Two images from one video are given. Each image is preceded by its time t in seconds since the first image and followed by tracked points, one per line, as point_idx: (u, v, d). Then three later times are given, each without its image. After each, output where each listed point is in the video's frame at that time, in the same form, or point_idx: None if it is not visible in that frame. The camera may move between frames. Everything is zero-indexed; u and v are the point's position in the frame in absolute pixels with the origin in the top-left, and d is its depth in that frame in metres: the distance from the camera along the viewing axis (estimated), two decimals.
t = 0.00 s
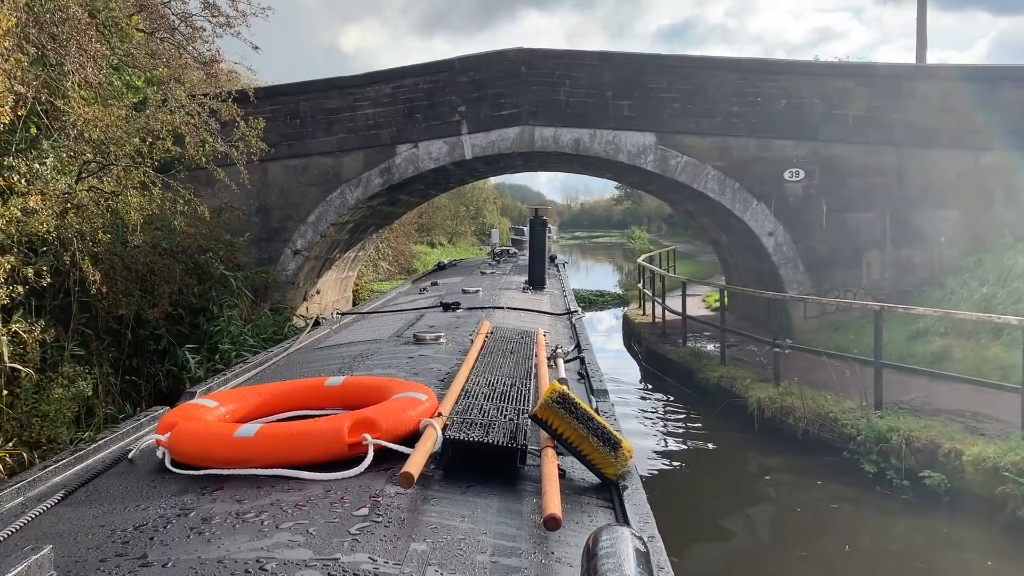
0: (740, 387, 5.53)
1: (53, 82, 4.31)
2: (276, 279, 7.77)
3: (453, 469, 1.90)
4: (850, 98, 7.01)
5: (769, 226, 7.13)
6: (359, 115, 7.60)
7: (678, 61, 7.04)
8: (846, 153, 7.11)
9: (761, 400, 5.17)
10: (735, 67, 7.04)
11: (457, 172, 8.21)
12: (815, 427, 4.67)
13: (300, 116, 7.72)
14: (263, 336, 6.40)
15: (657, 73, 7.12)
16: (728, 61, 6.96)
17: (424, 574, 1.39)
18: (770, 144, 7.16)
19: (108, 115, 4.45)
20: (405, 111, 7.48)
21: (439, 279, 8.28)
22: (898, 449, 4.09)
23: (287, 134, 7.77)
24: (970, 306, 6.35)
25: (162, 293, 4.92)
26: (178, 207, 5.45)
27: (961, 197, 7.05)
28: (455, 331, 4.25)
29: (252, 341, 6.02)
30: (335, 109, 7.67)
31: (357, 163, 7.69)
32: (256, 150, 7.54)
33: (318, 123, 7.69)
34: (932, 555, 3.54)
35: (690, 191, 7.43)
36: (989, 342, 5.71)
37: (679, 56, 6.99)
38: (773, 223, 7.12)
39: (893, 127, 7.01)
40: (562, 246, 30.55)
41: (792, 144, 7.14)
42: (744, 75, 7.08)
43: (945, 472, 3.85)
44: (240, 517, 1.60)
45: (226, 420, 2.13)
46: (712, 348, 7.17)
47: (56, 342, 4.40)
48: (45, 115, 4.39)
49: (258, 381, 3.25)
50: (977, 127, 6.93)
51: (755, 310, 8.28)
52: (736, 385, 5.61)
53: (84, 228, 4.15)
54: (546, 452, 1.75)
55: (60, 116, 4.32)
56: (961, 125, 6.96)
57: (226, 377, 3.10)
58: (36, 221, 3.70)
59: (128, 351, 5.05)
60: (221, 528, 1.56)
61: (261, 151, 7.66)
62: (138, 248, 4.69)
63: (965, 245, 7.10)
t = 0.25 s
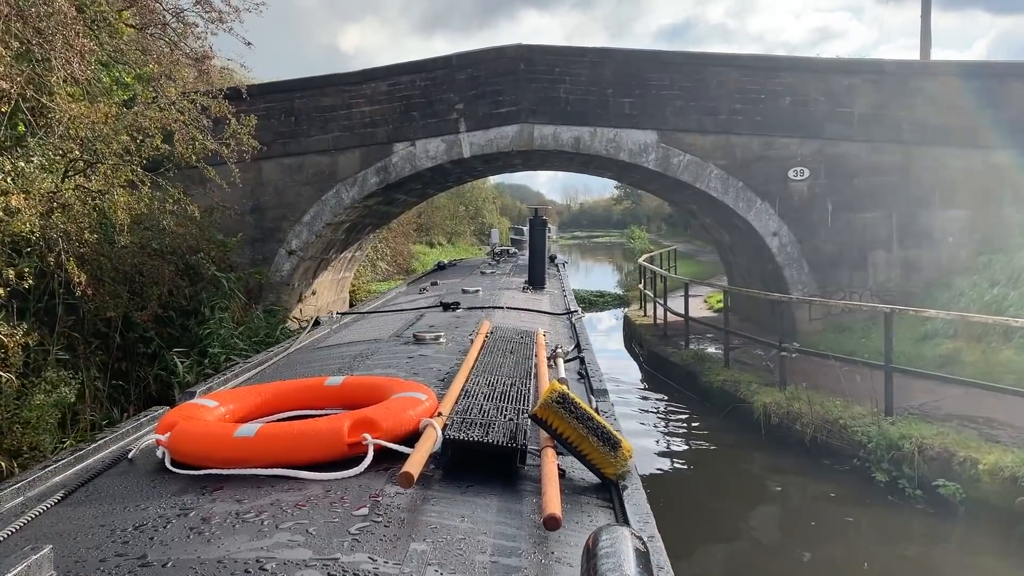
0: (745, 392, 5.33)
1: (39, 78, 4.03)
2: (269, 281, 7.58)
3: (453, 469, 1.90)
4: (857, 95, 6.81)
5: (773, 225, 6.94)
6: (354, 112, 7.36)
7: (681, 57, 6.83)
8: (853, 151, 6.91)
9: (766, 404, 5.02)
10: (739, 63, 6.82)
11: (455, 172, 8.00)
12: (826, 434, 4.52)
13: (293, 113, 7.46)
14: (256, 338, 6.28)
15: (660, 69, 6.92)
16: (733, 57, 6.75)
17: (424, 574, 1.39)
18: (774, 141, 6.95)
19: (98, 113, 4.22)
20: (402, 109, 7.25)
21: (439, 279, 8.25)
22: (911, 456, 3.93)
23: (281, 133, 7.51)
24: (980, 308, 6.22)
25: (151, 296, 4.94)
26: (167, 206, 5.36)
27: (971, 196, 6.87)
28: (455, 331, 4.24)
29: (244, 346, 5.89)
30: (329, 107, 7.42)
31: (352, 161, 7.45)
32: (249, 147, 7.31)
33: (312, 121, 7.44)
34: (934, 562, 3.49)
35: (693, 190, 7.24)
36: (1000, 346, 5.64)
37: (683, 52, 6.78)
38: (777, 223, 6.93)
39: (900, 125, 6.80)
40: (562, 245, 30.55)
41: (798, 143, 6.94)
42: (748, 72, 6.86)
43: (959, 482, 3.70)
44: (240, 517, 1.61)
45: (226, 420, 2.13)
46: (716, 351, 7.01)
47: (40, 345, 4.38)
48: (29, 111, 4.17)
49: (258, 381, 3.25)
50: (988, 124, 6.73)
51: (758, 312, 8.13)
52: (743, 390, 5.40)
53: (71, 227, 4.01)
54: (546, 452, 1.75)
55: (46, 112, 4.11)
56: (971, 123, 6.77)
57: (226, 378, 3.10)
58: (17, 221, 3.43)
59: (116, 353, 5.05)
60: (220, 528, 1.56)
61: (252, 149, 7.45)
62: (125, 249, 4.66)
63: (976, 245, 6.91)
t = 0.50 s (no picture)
0: (752, 396, 5.30)
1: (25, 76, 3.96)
2: (264, 282, 7.51)
3: (453, 469, 1.89)
4: (862, 92, 6.69)
5: (777, 226, 6.79)
6: (352, 110, 7.25)
7: (684, 54, 6.69)
8: (858, 150, 6.76)
9: (773, 410, 4.96)
10: (743, 61, 6.67)
11: (453, 171, 7.87)
12: (835, 440, 4.47)
13: (291, 110, 7.35)
14: (249, 341, 6.20)
15: (663, 66, 6.77)
16: (737, 53, 6.60)
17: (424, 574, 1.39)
18: (779, 140, 6.80)
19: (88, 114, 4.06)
20: (400, 107, 7.12)
21: (440, 279, 8.23)
22: (924, 465, 3.91)
23: (277, 131, 7.41)
24: (990, 311, 6.02)
25: (141, 297, 4.93)
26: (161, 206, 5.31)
27: (976, 196, 6.79)
28: (455, 331, 4.24)
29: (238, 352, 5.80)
30: (326, 105, 7.30)
31: (350, 160, 7.33)
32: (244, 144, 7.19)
33: (310, 119, 7.32)
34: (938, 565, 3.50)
35: (696, 189, 7.10)
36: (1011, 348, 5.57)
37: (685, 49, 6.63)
38: (782, 223, 6.78)
39: (906, 123, 6.70)
40: (562, 245, 30.59)
41: (802, 142, 6.80)
42: (752, 68, 6.70)
43: (976, 492, 3.69)
44: (240, 517, 1.60)
45: (226, 420, 2.13)
46: (720, 354, 6.89)
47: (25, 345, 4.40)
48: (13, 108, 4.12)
49: (259, 381, 3.25)
50: (995, 121, 6.64)
51: (762, 313, 8.00)
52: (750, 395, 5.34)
53: (58, 226, 3.93)
54: (546, 452, 1.75)
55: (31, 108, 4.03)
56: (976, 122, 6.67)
57: (226, 377, 3.10)
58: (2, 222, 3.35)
59: (106, 357, 5.04)
60: (220, 529, 1.56)
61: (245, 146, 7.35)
62: (114, 250, 4.62)
63: (985, 246, 6.80)
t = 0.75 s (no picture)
0: (756, 401, 5.15)
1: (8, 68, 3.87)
2: (257, 283, 7.41)
3: (453, 469, 1.90)
4: (868, 90, 6.51)
5: (782, 226, 6.65)
6: (347, 107, 7.15)
7: (686, 50, 6.57)
8: (863, 148, 6.60)
9: (779, 415, 4.80)
10: (745, 57, 6.57)
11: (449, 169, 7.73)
12: (844, 447, 4.31)
13: (284, 108, 7.25)
14: (240, 342, 6.06)
15: (665, 63, 6.67)
16: (741, 50, 6.50)
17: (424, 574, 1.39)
18: (782, 138, 6.65)
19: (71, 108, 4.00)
20: (397, 104, 7.03)
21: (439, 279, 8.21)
22: (937, 474, 3.73)
23: (272, 129, 7.30)
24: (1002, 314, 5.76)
25: (129, 298, 4.84)
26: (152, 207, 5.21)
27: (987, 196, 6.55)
28: (455, 330, 4.24)
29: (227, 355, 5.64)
30: (322, 102, 7.20)
31: (345, 158, 7.22)
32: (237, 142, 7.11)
33: (305, 117, 7.23)
34: None
35: (698, 188, 6.97)
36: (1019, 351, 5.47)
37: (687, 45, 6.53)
38: (787, 223, 6.65)
39: (913, 121, 6.50)
40: (562, 245, 30.60)
41: (806, 140, 6.64)
42: (756, 66, 6.60)
43: (992, 504, 3.50)
44: (240, 517, 1.60)
45: (226, 420, 2.13)
46: (724, 356, 6.79)
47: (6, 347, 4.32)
48: None
49: (259, 381, 3.25)
50: (1006, 119, 6.40)
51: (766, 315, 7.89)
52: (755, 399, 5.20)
53: (44, 227, 3.80)
54: (546, 452, 1.75)
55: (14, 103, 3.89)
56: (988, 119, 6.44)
57: (227, 378, 3.10)
58: None
59: (95, 361, 4.97)
60: (221, 528, 1.56)
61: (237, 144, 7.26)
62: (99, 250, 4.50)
63: (993, 247, 6.55)
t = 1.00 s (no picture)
0: (762, 407, 5.06)
1: None
2: (251, 284, 7.35)
3: (454, 469, 1.90)
4: (875, 88, 6.48)
5: (786, 226, 6.62)
6: (344, 105, 7.11)
7: (688, 47, 6.51)
8: (868, 147, 6.56)
9: (785, 421, 4.73)
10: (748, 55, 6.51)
11: (448, 166, 7.63)
12: (852, 455, 4.24)
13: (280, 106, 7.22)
14: (231, 346, 5.88)
15: (668, 61, 6.60)
16: (744, 48, 6.44)
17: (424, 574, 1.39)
18: (787, 137, 6.61)
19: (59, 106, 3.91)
20: (394, 102, 7.00)
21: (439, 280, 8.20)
22: (951, 484, 3.66)
23: (267, 127, 7.29)
24: (1012, 316, 5.70)
25: (116, 300, 4.76)
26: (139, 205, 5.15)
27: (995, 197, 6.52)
28: (455, 331, 4.25)
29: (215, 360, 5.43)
30: (318, 100, 7.17)
31: (342, 156, 7.18)
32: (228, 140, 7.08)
33: (300, 115, 7.20)
34: None
35: (703, 189, 6.92)
36: None
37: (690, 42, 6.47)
38: (791, 224, 6.62)
39: (922, 119, 6.45)
40: (561, 246, 30.62)
41: (812, 139, 6.61)
42: (759, 64, 6.55)
43: (1008, 515, 3.43)
44: (240, 517, 1.60)
45: (226, 420, 2.13)
46: (726, 359, 6.74)
47: None
48: None
49: (259, 381, 3.25)
50: (1017, 119, 6.37)
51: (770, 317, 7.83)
52: (759, 405, 5.12)
53: (28, 227, 3.77)
54: (545, 452, 1.75)
55: None
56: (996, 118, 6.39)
57: (227, 378, 3.10)
58: None
59: (84, 364, 4.83)
60: (220, 529, 1.56)
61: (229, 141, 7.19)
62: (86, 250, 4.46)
63: (1003, 249, 6.51)
